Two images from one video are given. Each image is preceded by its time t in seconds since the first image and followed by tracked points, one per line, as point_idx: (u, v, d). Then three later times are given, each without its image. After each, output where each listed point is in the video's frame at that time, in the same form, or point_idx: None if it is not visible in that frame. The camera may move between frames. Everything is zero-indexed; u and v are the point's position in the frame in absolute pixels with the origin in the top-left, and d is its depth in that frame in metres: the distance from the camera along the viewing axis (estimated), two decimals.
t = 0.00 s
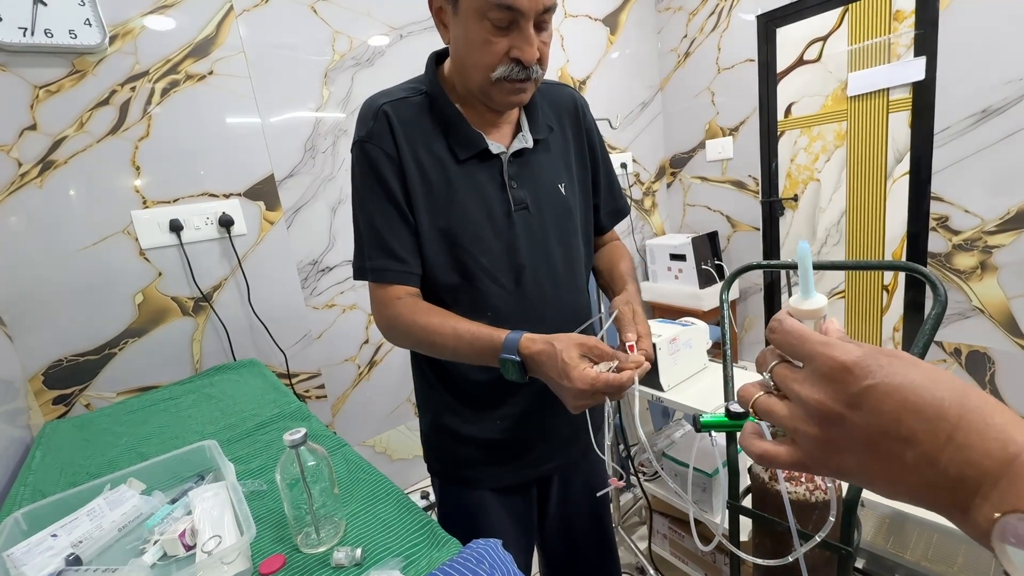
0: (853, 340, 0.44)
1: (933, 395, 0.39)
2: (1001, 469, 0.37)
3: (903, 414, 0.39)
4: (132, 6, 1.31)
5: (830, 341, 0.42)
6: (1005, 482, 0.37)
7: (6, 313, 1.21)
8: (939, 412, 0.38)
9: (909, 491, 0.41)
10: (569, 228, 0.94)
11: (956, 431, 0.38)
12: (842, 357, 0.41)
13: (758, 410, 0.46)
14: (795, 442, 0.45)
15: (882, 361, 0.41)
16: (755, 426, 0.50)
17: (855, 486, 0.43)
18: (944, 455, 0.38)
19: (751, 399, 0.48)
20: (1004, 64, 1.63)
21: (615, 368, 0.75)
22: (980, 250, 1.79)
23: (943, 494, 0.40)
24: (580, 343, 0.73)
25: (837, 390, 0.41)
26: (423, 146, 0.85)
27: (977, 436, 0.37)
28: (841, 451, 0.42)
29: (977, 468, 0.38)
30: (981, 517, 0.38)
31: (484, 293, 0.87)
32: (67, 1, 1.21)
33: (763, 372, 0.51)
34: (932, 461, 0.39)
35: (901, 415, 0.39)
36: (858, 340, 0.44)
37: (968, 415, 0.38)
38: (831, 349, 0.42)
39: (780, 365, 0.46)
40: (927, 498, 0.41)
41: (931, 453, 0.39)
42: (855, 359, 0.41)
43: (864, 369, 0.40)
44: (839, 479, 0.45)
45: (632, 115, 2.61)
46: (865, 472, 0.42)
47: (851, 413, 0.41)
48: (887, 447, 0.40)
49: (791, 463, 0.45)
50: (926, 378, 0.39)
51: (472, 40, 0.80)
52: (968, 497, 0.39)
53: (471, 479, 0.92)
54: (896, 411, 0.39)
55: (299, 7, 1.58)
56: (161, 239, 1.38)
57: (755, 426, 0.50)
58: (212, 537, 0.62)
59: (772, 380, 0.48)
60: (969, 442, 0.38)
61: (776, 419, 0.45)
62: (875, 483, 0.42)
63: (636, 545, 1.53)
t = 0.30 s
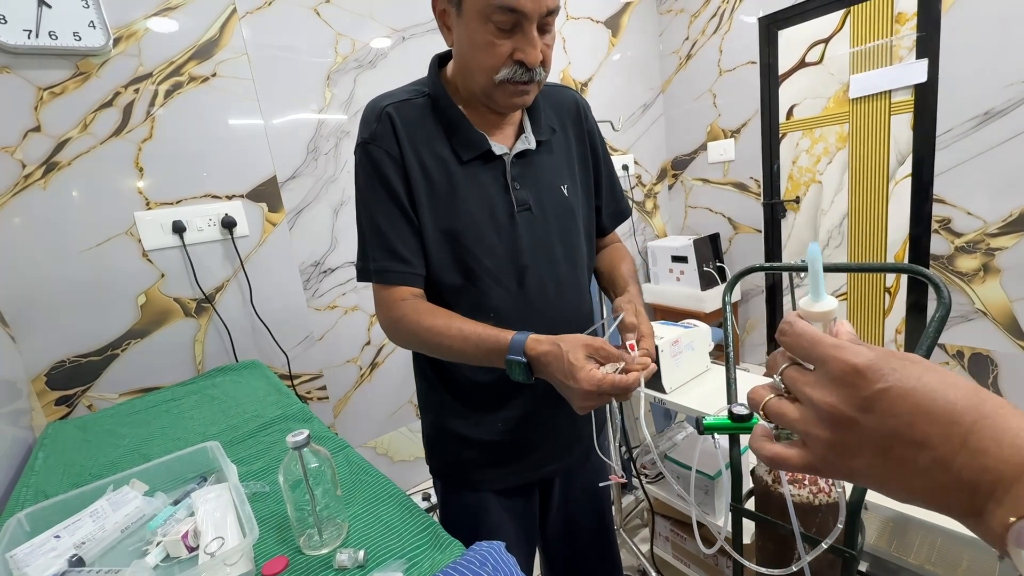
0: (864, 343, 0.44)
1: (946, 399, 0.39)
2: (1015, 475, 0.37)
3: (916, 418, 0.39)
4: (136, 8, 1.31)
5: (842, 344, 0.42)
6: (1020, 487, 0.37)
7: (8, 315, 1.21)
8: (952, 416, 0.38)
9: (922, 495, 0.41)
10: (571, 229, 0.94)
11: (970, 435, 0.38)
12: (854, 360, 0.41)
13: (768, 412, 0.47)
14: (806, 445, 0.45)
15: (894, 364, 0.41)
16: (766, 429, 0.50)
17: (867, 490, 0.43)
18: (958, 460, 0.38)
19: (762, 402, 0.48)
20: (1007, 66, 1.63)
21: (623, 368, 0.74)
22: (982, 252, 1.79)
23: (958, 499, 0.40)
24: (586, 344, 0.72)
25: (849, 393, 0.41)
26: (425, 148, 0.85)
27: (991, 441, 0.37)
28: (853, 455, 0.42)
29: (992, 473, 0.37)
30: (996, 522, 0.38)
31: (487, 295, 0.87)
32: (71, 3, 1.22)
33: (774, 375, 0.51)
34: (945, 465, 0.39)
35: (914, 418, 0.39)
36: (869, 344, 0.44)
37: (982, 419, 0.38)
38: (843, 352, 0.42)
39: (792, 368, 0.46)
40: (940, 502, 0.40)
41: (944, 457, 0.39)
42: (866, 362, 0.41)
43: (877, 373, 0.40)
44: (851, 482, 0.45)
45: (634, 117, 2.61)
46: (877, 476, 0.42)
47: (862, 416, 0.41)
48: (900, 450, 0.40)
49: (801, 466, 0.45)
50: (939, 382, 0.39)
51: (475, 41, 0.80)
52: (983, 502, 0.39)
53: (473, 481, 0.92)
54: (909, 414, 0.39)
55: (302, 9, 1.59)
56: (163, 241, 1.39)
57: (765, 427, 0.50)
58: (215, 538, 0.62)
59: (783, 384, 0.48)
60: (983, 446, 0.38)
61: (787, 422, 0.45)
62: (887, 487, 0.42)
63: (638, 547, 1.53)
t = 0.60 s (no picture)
0: (874, 350, 0.44)
1: (959, 407, 0.39)
2: None
3: (928, 425, 0.39)
4: (140, 11, 1.32)
5: (854, 351, 0.43)
6: None
7: (12, 316, 1.21)
8: (965, 424, 0.38)
9: (934, 503, 0.41)
10: (574, 232, 0.94)
11: (983, 443, 0.38)
12: (865, 367, 0.41)
13: (778, 419, 0.47)
14: (817, 453, 0.45)
15: (905, 371, 0.41)
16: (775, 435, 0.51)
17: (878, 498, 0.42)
18: (970, 467, 0.38)
19: (772, 408, 0.48)
20: (1008, 69, 1.63)
21: (627, 371, 0.74)
22: (985, 256, 1.78)
23: (970, 508, 0.39)
24: (590, 347, 0.72)
25: (862, 400, 0.41)
26: (429, 151, 0.85)
27: (1004, 449, 0.37)
28: (865, 463, 0.42)
29: (1005, 482, 0.37)
30: (1009, 532, 0.37)
31: (490, 297, 0.87)
32: (76, 6, 1.23)
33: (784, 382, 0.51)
34: (958, 473, 0.39)
35: (927, 426, 0.39)
36: (878, 351, 0.44)
37: (994, 427, 0.38)
38: (854, 359, 0.42)
39: (802, 374, 0.46)
40: (952, 511, 0.40)
41: (957, 465, 0.39)
42: (878, 369, 0.41)
43: (888, 380, 0.41)
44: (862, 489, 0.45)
45: (636, 120, 2.62)
46: (889, 484, 0.42)
47: (874, 423, 0.41)
48: (913, 458, 0.40)
49: (812, 473, 0.45)
50: (951, 390, 0.40)
51: (477, 42, 0.80)
52: (995, 511, 0.39)
53: (475, 485, 0.92)
54: (921, 421, 0.39)
55: (305, 12, 1.59)
56: (167, 242, 1.39)
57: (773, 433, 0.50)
58: (217, 540, 0.62)
59: (793, 390, 0.48)
60: (996, 454, 0.38)
61: (797, 428, 0.45)
62: (899, 495, 0.42)
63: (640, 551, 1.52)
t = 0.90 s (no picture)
0: (885, 358, 0.44)
1: (971, 415, 0.39)
2: None
3: (940, 433, 0.39)
4: (145, 15, 1.32)
5: (865, 359, 0.42)
6: None
7: (14, 317, 1.21)
8: (977, 433, 0.38)
9: (945, 512, 0.40)
10: (576, 235, 0.94)
11: (996, 452, 0.38)
12: (877, 375, 0.41)
13: (789, 427, 0.46)
14: (827, 460, 0.44)
15: (917, 379, 0.41)
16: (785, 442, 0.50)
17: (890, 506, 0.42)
18: (982, 476, 0.38)
19: (781, 416, 0.48)
20: (1009, 76, 1.63)
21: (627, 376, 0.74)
22: (987, 262, 1.78)
23: (983, 517, 0.39)
24: (592, 351, 0.72)
25: (872, 408, 0.41)
26: (432, 155, 0.85)
27: (1016, 458, 0.37)
28: (876, 471, 0.42)
29: (1018, 490, 0.37)
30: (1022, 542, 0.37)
31: (492, 300, 0.87)
32: (82, 9, 1.23)
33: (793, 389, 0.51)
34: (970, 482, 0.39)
35: (938, 434, 0.39)
36: (889, 358, 0.44)
37: (1007, 436, 0.38)
38: (866, 367, 0.42)
39: (812, 382, 0.46)
40: (963, 520, 0.40)
41: (969, 474, 0.39)
42: (889, 378, 0.41)
43: (899, 388, 0.40)
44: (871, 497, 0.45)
45: (637, 125, 2.62)
46: (899, 492, 0.42)
47: (885, 431, 0.41)
48: (923, 466, 0.40)
49: (822, 480, 0.45)
50: (963, 399, 0.39)
51: (481, 47, 0.81)
52: (1008, 521, 0.38)
53: (476, 488, 0.92)
54: (933, 430, 0.39)
55: (308, 16, 1.60)
56: (169, 245, 1.39)
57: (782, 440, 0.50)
58: (217, 543, 0.62)
59: (803, 397, 0.48)
60: (1008, 463, 0.37)
61: (808, 436, 0.45)
62: (910, 503, 0.42)
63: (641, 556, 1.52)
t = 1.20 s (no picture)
0: (895, 366, 0.44)
1: (983, 423, 0.39)
2: None
3: (950, 441, 0.39)
4: (150, 19, 1.33)
5: (875, 366, 0.43)
6: None
7: (16, 319, 1.21)
8: (989, 441, 0.38)
9: (958, 522, 0.40)
10: (578, 241, 0.95)
11: (1009, 461, 0.37)
12: (888, 383, 0.41)
13: (798, 433, 0.46)
14: (837, 467, 0.44)
15: (928, 388, 0.41)
16: (794, 450, 0.50)
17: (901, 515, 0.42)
18: (995, 485, 0.38)
19: (791, 423, 0.48)
20: (1009, 84, 1.64)
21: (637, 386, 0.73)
22: (988, 269, 1.78)
23: (996, 527, 0.38)
24: (597, 357, 0.72)
25: (882, 415, 0.41)
26: (436, 160, 0.86)
27: None
28: (886, 478, 0.42)
29: None
30: None
31: (495, 305, 0.87)
32: (88, 14, 1.24)
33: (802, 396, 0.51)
34: (983, 491, 0.38)
35: (949, 442, 0.39)
36: (899, 366, 0.44)
37: (1021, 445, 0.37)
38: (876, 375, 0.42)
39: (822, 389, 0.46)
40: (977, 530, 0.39)
41: (981, 483, 0.38)
42: (900, 385, 0.41)
43: (910, 396, 0.40)
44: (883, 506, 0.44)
45: (639, 131, 2.63)
46: (910, 501, 0.41)
47: (896, 439, 0.41)
48: (935, 474, 0.40)
49: (833, 488, 0.45)
50: (975, 407, 0.39)
51: (487, 55, 0.81)
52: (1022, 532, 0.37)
53: (477, 494, 0.92)
54: (943, 438, 0.39)
55: (312, 21, 1.61)
56: (171, 247, 1.40)
57: (792, 448, 0.50)
58: (216, 547, 0.62)
59: (812, 405, 0.48)
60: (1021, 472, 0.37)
61: (818, 443, 0.45)
62: (922, 513, 0.41)
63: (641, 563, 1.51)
